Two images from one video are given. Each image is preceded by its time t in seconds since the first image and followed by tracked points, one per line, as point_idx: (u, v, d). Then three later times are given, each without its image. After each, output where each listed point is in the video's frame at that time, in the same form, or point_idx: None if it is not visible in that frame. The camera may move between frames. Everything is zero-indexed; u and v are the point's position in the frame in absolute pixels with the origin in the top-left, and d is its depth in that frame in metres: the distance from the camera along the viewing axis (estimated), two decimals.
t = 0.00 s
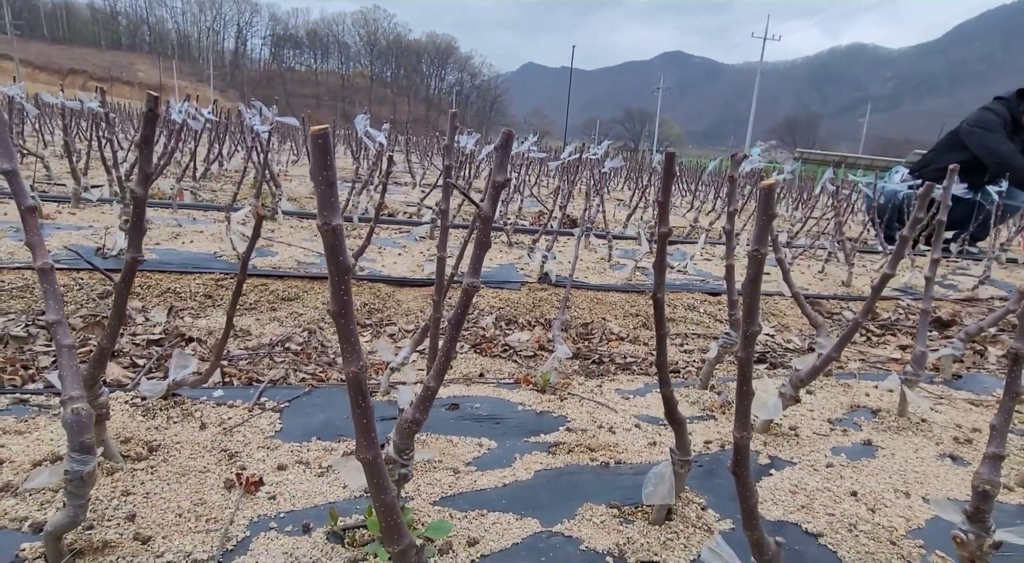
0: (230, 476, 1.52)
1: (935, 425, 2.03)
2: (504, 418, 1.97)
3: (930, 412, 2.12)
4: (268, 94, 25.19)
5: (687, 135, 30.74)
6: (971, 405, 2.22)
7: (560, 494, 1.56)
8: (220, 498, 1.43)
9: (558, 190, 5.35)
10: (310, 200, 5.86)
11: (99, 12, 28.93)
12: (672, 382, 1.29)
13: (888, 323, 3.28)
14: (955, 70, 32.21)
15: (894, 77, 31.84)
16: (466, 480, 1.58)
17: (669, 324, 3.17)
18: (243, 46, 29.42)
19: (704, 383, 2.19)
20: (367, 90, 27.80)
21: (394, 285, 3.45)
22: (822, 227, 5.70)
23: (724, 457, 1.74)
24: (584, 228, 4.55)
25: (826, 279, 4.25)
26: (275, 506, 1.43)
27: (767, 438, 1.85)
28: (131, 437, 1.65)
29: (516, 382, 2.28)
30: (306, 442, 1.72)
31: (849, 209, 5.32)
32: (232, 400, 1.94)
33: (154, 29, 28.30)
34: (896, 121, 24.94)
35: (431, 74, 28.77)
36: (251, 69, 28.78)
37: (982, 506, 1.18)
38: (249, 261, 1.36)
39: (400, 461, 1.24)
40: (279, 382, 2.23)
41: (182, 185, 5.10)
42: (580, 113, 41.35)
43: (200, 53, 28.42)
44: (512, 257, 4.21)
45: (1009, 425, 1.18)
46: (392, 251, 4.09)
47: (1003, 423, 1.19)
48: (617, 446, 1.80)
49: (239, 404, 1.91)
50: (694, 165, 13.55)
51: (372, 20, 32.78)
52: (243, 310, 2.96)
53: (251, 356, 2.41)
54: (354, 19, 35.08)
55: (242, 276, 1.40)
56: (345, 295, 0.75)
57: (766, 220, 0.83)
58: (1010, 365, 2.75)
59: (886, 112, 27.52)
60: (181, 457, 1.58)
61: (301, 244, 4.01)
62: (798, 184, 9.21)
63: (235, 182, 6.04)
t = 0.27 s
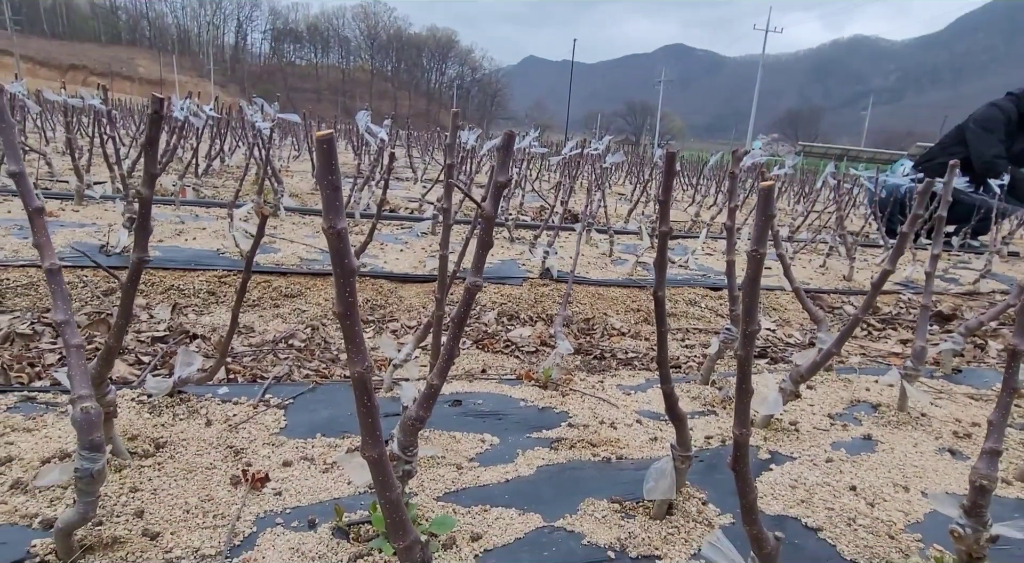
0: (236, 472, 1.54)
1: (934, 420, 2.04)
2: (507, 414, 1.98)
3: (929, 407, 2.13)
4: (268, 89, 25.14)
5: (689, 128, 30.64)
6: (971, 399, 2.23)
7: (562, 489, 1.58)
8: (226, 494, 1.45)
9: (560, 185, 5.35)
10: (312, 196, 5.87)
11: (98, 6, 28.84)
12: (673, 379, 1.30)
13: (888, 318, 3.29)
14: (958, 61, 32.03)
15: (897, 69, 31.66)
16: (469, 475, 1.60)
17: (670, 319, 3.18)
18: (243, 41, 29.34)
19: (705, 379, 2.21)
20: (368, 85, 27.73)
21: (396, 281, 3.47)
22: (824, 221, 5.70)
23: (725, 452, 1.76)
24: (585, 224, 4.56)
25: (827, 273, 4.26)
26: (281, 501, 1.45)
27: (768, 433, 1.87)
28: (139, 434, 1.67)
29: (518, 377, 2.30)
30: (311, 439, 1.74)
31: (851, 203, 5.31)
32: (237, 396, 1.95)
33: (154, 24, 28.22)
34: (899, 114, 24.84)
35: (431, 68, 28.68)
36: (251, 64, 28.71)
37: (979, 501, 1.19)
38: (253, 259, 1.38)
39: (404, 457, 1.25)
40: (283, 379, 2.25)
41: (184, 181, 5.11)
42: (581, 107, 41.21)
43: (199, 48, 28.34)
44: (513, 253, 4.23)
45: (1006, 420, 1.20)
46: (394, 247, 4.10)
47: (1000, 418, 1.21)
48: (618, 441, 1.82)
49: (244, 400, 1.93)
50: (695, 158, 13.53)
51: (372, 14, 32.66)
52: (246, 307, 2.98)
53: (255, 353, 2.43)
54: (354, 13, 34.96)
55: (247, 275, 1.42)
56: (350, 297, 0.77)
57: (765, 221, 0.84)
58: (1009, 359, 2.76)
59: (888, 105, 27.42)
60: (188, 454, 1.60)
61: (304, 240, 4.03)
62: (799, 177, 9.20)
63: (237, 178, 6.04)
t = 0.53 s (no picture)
0: (245, 460, 1.56)
1: (936, 404, 2.06)
2: (511, 402, 2.00)
3: (930, 391, 2.15)
4: (266, 78, 24.98)
5: (690, 114, 30.45)
6: (973, 384, 2.25)
7: (567, 475, 1.60)
8: (236, 482, 1.47)
9: (561, 173, 5.34)
10: (313, 185, 5.86)
11: None
12: (677, 366, 1.31)
13: (890, 303, 3.30)
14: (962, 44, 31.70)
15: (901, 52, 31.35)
16: (475, 462, 1.62)
17: (672, 306, 3.19)
18: (241, 29, 29.11)
19: (707, 365, 2.22)
20: (367, 72, 27.55)
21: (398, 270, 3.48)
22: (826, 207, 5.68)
23: (727, 438, 1.77)
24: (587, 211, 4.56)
25: (829, 259, 4.26)
26: (291, 489, 1.47)
27: (770, 419, 1.89)
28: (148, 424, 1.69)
29: (522, 365, 2.32)
30: (318, 427, 1.76)
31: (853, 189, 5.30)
32: (244, 386, 1.97)
33: (150, 13, 28.00)
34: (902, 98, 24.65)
35: (430, 55, 28.46)
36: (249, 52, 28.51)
37: (979, 484, 1.20)
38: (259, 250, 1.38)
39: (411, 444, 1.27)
40: (288, 368, 2.27)
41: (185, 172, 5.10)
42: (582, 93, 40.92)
43: (197, 37, 28.13)
44: (515, 241, 4.23)
45: (1007, 405, 1.21)
46: (396, 237, 4.11)
47: (1001, 402, 1.22)
48: (622, 428, 1.84)
49: (251, 390, 1.94)
50: (697, 144, 13.46)
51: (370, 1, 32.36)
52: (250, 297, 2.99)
53: (260, 343, 2.45)
54: None
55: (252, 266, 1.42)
56: (359, 287, 0.78)
57: (769, 209, 0.84)
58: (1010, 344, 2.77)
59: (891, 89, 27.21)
60: (197, 443, 1.62)
61: (306, 230, 4.03)
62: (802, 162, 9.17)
63: (237, 168, 6.03)
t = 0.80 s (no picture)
0: (253, 452, 1.58)
1: (935, 391, 2.07)
2: (514, 392, 2.02)
3: (930, 378, 2.16)
4: (264, 68, 24.84)
5: (691, 101, 30.26)
6: (972, 371, 2.26)
7: (570, 464, 1.62)
8: (245, 473, 1.49)
9: (562, 162, 5.33)
10: (313, 177, 5.86)
11: None
12: (679, 357, 1.32)
13: (891, 291, 3.31)
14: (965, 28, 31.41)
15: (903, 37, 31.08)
16: (479, 452, 1.64)
17: (673, 295, 3.21)
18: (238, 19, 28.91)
19: (709, 354, 2.24)
20: (365, 62, 27.38)
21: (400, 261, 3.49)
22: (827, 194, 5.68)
23: (728, 426, 1.79)
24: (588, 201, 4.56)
25: (830, 247, 4.26)
26: (299, 480, 1.49)
27: (771, 407, 1.90)
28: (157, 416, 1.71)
29: (524, 355, 2.34)
30: (324, 419, 1.78)
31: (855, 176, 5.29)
32: (250, 378, 1.99)
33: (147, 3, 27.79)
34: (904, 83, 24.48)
35: (429, 44, 28.26)
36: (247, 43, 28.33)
37: (978, 469, 1.22)
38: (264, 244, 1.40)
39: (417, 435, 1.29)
40: (293, 360, 2.29)
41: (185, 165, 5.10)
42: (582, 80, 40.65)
43: (194, 27, 27.94)
44: (517, 232, 4.23)
45: (1005, 392, 1.23)
46: (397, 228, 4.11)
47: (999, 389, 1.24)
48: (625, 417, 1.86)
49: (257, 382, 1.96)
50: (698, 131, 13.41)
51: None
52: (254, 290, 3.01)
53: (265, 335, 2.47)
54: None
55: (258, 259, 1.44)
56: (367, 283, 0.79)
57: (770, 202, 0.85)
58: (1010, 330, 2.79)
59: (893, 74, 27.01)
60: (206, 435, 1.64)
61: (307, 222, 4.04)
62: (803, 149, 9.13)
63: (237, 160, 6.03)
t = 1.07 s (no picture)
0: (257, 447, 1.60)
1: (934, 384, 2.09)
2: (515, 387, 2.04)
3: (929, 371, 2.17)
4: (264, 64, 24.78)
5: (691, 95, 30.17)
6: (971, 363, 2.28)
7: (570, 458, 1.64)
8: (249, 468, 1.51)
9: (562, 158, 5.33)
10: (314, 174, 5.86)
11: None
12: (677, 351, 1.34)
13: (891, 284, 3.32)
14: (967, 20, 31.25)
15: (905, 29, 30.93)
16: (481, 447, 1.66)
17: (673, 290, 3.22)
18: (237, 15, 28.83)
19: (708, 348, 2.25)
20: (365, 57, 27.31)
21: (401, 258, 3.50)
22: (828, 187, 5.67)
23: (728, 420, 1.81)
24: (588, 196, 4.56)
25: (830, 241, 4.27)
26: (302, 475, 1.51)
27: (771, 401, 1.92)
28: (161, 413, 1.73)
29: (525, 351, 2.35)
30: (327, 414, 1.80)
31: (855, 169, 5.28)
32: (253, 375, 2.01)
33: None
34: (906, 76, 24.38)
35: (428, 39, 28.19)
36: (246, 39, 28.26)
37: (974, 461, 1.23)
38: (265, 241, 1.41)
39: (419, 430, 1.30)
40: (295, 356, 2.30)
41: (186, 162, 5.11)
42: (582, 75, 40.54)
43: (193, 23, 27.87)
44: (517, 227, 4.24)
45: (1001, 384, 1.24)
46: (398, 225, 4.12)
47: (995, 382, 1.25)
48: (625, 411, 1.87)
49: (260, 379, 1.98)
50: (698, 125, 13.39)
51: None
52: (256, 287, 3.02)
53: (267, 332, 2.48)
54: None
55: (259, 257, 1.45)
56: (368, 281, 0.80)
57: (766, 198, 0.86)
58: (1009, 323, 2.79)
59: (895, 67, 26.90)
60: (210, 431, 1.66)
61: (308, 219, 4.05)
62: (803, 143, 9.11)
63: (238, 157, 6.03)
